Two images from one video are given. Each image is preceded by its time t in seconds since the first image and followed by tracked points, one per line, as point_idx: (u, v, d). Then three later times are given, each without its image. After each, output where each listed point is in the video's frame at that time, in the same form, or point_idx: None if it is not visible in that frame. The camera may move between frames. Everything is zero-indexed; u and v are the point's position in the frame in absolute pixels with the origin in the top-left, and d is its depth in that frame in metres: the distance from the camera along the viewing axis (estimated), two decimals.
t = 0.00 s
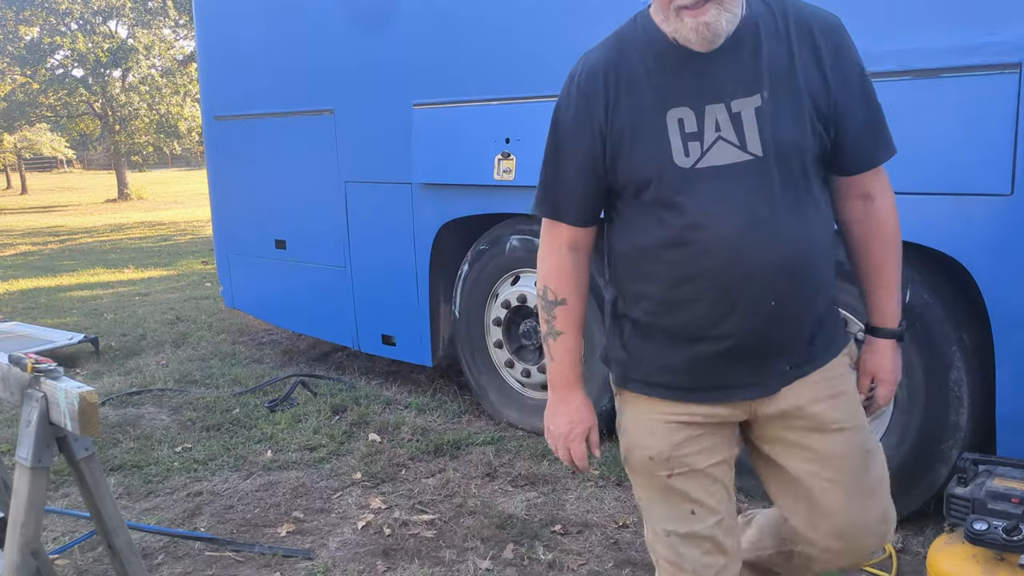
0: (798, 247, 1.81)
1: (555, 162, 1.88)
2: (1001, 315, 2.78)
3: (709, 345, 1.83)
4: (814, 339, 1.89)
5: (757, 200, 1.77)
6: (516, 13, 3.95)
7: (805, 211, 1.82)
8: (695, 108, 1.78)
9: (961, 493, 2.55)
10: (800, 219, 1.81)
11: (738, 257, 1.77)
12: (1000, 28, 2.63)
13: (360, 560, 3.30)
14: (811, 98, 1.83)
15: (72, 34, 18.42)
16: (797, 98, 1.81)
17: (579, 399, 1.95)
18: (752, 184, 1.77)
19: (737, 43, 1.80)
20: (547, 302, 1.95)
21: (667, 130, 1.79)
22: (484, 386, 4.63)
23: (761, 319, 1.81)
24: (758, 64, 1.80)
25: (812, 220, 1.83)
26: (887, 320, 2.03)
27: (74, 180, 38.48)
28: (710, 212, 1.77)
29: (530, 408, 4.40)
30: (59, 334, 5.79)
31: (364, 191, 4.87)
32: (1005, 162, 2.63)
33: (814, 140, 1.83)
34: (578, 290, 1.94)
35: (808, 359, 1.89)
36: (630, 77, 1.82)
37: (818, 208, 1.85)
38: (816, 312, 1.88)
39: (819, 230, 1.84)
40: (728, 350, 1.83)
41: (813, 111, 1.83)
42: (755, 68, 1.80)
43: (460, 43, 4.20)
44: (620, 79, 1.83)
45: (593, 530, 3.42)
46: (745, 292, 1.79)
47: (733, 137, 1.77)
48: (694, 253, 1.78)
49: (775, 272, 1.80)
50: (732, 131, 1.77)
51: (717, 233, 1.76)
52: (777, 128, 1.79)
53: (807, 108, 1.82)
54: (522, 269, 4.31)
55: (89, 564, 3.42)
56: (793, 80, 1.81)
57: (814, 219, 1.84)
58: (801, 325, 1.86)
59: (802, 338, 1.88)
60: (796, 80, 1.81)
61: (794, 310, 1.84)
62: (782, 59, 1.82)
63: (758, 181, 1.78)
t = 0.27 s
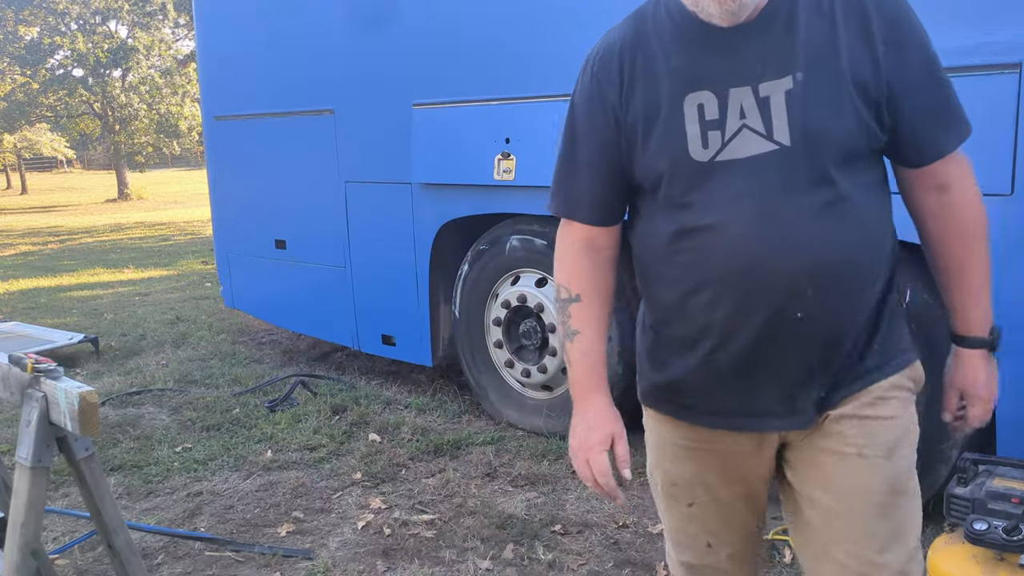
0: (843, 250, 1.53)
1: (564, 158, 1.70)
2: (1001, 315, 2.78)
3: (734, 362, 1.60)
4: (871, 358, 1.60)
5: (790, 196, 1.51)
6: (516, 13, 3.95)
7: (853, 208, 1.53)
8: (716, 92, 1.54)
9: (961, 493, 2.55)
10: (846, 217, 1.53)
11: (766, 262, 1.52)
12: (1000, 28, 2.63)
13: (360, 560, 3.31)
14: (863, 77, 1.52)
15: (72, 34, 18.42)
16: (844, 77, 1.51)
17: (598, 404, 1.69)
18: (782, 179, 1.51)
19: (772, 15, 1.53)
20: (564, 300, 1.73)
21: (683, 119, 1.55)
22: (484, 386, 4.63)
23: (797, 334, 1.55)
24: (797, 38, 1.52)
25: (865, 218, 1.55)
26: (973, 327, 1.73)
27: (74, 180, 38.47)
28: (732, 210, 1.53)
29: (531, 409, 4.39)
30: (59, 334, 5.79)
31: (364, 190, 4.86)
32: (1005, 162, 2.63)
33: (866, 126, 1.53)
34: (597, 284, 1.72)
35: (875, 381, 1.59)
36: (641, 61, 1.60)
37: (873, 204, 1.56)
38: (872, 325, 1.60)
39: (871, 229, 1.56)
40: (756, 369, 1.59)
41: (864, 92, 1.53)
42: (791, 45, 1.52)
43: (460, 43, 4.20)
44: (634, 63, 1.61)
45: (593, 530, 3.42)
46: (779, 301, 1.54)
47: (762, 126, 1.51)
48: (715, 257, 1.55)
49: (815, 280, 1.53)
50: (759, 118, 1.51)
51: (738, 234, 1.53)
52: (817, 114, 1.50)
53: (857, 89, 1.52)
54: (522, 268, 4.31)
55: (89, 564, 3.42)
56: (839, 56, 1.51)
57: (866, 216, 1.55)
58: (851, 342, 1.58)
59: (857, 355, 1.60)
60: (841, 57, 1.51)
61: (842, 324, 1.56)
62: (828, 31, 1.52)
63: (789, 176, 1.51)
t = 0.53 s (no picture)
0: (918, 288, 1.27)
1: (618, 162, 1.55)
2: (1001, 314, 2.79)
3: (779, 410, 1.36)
4: (960, 424, 1.33)
5: (851, 220, 1.27)
6: (516, 13, 3.95)
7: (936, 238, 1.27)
8: (781, 92, 1.33)
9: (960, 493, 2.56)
10: (923, 249, 1.27)
11: (816, 295, 1.30)
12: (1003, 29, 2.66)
13: (360, 560, 3.31)
14: (959, 85, 1.26)
15: (72, 35, 18.42)
16: (936, 83, 1.26)
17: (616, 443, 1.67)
18: (846, 196, 1.27)
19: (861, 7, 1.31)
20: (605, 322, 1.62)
21: (738, 123, 1.35)
22: (484, 386, 4.63)
23: (855, 383, 1.31)
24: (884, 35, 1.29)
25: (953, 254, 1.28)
26: None
27: (73, 179, 38.47)
28: (780, 231, 1.31)
29: (531, 409, 4.39)
30: (59, 334, 5.79)
31: (365, 191, 4.86)
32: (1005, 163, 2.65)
33: (963, 142, 1.25)
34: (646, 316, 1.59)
35: (963, 451, 1.32)
36: (700, 58, 1.41)
37: (967, 237, 1.29)
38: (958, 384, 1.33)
39: (958, 265, 1.28)
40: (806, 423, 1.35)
41: (959, 101, 1.26)
42: (874, 44, 1.30)
43: (461, 43, 4.19)
44: (690, 59, 1.42)
45: (593, 530, 3.42)
46: (834, 343, 1.30)
47: (831, 134, 1.28)
48: (761, 283, 1.34)
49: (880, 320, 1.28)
50: (828, 125, 1.29)
51: (781, 259, 1.32)
52: (898, 124, 1.26)
53: (952, 97, 1.26)
54: (523, 268, 4.32)
55: (89, 564, 3.42)
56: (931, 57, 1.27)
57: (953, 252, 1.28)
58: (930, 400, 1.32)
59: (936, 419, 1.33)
60: (930, 60, 1.27)
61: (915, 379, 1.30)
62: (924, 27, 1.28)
63: (854, 195, 1.27)
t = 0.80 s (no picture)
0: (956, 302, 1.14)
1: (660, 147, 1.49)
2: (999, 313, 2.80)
3: (796, 423, 1.27)
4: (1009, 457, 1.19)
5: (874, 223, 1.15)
6: (516, 13, 3.95)
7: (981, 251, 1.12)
8: (816, 68, 1.24)
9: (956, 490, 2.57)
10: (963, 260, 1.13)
11: (834, 300, 1.19)
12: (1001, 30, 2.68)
13: (360, 560, 3.31)
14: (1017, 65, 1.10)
15: (72, 35, 18.42)
16: (988, 65, 1.11)
17: (660, 433, 1.62)
18: (870, 194, 1.16)
19: None
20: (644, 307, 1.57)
21: (767, 101, 1.27)
22: (484, 386, 4.64)
23: (880, 407, 1.19)
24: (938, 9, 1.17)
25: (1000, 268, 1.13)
26: None
27: (73, 179, 38.46)
28: (798, 227, 1.23)
29: (531, 409, 4.39)
30: (59, 334, 5.79)
31: (365, 191, 4.86)
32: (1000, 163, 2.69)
33: None
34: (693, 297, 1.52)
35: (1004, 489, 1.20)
36: (734, 32, 1.33)
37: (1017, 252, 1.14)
38: (1004, 418, 1.17)
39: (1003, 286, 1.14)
40: (824, 440, 1.25)
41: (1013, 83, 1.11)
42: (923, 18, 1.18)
43: (461, 42, 4.19)
44: (722, 32, 1.35)
45: (593, 530, 3.42)
46: (856, 357, 1.19)
47: (865, 113, 1.18)
48: (774, 282, 1.26)
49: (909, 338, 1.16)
50: (861, 106, 1.19)
51: (796, 257, 1.23)
52: (940, 109, 1.13)
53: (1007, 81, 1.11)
54: (523, 268, 4.31)
55: (89, 564, 3.42)
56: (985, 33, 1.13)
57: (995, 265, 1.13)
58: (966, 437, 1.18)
59: (980, 453, 1.19)
60: (986, 37, 1.12)
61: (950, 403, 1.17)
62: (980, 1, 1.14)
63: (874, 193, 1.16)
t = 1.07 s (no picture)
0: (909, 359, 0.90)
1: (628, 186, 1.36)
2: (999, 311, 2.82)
3: (736, 500, 1.09)
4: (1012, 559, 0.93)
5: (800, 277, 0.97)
6: (516, 13, 3.95)
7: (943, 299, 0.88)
8: (758, 98, 1.07)
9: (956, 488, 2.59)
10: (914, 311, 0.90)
11: (762, 361, 1.02)
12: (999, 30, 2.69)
13: (360, 560, 3.31)
14: (967, 87, 0.88)
15: (72, 35, 18.41)
16: (934, 86, 0.90)
17: (658, 512, 1.40)
18: (797, 242, 0.98)
19: None
20: (632, 363, 1.41)
21: (707, 137, 1.11)
22: (484, 386, 4.64)
23: (820, 482, 0.98)
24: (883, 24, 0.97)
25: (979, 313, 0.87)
26: None
27: (73, 179, 38.45)
28: (729, 279, 1.06)
29: (531, 409, 4.39)
30: (59, 334, 5.79)
31: (365, 191, 4.86)
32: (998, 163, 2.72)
33: (972, 164, 0.87)
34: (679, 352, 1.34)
35: None
36: (680, 61, 1.19)
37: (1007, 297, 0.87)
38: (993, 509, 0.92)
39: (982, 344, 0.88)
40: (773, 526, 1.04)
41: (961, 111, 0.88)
42: (866, 35, 0.98)
43: (461, 42, 4.19)
44: (672, 60, 1.21)
45: (593, 530, 3.42)
46: (793, 427, 1.00)
47: (802, 151, 1.00)
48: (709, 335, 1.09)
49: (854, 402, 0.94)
50: (801, 141, 1.00)
51: (730, 311, 1.05)
52: (878, 144, 0.93)
53: (954, 108, 0.89)
54: (523, 268, 4.32)
55: (89, 564, 3.42)
56: (928, 50, 0.92)
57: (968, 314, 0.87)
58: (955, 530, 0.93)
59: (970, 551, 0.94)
60: (926, 56, 0.92)
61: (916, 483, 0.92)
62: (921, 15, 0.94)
63: (803, 245, 0.97)
